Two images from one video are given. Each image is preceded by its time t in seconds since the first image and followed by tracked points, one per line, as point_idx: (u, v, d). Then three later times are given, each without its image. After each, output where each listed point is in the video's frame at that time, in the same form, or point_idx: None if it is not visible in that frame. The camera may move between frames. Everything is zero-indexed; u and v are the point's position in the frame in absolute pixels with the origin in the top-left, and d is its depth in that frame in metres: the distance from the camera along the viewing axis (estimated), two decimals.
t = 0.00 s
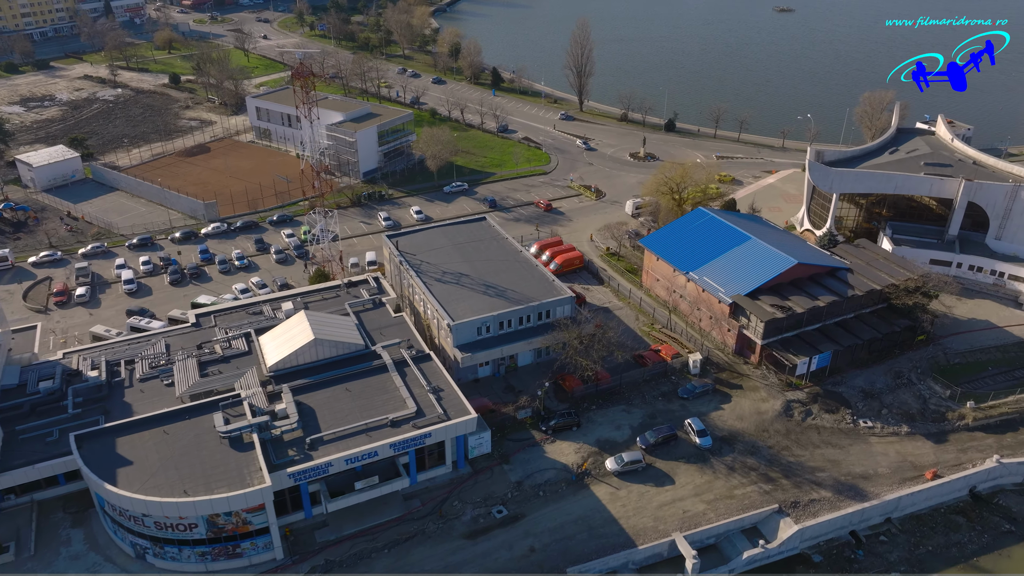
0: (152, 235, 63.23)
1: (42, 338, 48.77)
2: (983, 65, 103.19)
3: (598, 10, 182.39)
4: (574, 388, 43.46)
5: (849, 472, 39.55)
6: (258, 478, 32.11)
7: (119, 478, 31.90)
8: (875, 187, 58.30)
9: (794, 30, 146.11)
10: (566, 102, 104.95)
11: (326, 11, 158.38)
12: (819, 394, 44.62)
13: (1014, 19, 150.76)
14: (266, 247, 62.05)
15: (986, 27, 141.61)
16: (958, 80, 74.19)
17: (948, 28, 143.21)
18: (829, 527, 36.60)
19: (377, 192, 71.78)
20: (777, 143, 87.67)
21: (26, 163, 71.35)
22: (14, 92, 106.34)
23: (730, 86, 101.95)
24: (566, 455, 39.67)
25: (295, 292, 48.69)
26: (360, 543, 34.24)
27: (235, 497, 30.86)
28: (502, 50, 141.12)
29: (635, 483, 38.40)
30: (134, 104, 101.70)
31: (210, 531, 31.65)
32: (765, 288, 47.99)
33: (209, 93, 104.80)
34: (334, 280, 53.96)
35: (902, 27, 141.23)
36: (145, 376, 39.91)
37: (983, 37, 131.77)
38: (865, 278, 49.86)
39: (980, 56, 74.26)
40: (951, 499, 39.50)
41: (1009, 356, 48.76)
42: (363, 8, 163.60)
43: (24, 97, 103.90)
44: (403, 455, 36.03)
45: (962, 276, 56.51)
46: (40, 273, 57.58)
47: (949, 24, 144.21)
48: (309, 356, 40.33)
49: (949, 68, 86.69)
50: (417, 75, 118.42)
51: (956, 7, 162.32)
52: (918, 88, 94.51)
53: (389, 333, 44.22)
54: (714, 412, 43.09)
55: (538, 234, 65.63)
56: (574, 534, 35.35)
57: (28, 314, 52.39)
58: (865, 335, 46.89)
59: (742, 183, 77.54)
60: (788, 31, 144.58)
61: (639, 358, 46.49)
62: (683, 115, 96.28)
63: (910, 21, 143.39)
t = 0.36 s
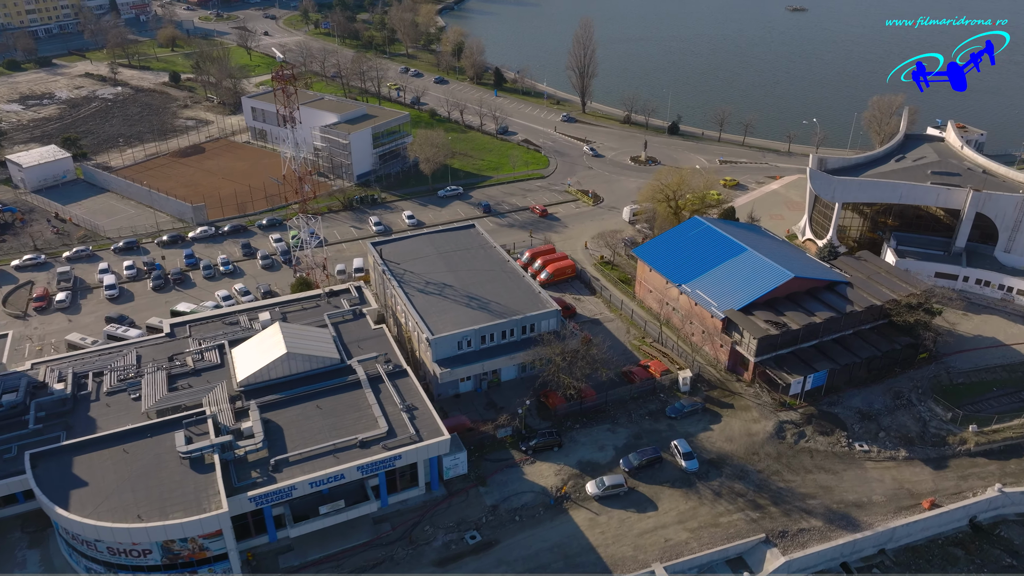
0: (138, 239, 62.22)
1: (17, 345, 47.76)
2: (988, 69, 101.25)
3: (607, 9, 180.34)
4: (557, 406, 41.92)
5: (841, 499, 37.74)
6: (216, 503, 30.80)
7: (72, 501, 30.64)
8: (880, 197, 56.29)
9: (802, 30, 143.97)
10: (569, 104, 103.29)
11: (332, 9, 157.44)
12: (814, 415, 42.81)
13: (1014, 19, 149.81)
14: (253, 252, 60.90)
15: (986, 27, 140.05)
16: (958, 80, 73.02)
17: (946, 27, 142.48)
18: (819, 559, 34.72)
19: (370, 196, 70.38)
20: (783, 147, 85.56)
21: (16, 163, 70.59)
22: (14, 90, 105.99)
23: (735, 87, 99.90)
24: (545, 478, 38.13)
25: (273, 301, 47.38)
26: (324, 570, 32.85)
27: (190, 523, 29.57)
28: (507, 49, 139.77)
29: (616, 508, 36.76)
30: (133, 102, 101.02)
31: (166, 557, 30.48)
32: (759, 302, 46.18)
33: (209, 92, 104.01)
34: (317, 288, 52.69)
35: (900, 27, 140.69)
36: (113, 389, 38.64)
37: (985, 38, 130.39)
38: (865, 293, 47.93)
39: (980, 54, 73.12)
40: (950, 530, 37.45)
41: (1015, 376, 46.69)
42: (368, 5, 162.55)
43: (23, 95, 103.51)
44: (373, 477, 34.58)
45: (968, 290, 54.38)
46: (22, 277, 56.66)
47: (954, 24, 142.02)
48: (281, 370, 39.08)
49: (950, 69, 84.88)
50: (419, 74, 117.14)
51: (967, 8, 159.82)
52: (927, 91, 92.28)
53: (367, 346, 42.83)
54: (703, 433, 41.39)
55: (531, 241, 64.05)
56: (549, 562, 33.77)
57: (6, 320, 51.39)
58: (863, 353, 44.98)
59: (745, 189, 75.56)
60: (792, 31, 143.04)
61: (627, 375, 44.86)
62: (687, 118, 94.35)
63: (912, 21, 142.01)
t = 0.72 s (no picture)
0: (123, 242, 61.18)
1: None
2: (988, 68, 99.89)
3: (616, 7, 178.31)
4: (538, 425, 40.36)
5: (831, 529, 35.94)
6: (168, 530, 29.54)
7: (20, 525, 29.45)
8: (883, 207, 54.29)
9: (811, 30, 141.66)
10: (571, 105, 101.63)
11: (337, 6, 156.43)
12: (806, 438, 40.99)
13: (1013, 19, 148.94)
14: (238, 257, 59.73)
15: (986, 28, 138.25)
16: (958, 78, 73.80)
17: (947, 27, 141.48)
18: None
19: (361, 199, 69.06)
20: (788, 152, 83.49)
21: (5, 163, 69.80)
22: (14, 87, 105.57)
23: (740, 89, 97.86)
24: (521, 502, 36.57)
25: (250, 310, 46.04)
26: None
27: (138, 552, 28.40)
28: (511, 49, 138.42)
29: (594, 535, 35.13)
30: (131, 101, 100.27)
31: None
32: (752, 318, 44.35)
33: (207, 91, 103.19)
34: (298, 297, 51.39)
35: (900, 27, 139.97)
36: (76, 404, 37.34)
37: (983, 38, 129.50)
38: (864, 309, 46.01)
39: (983, 50, 73.62)
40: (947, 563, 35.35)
41: (1020, 398, 44.64)
42: (373, 3, 161.42)
43: (22, 93, 103.06)
44: (338, 501, 33.16)
45: (973, 305, 52.28)
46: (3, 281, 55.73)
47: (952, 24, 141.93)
48: (250, 386, 37.76)
49: (952, 70, 82.76)
50: (420, 73, 115.85)
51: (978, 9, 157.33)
52: (935, 94, 90.16)
53: (342, 360, 41.40)
54: (689, 455, 39.72)
55: (523, 248, 62.49)
56: None
57: None
58: (860, 373, 43.10)
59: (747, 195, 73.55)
60: (797, 30, 141.23)
61: (613, 393, 43.23)
62: (691, 121, 92.41)
63: (914, 21, 140.60)
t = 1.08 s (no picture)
0: (106, 247, 60.10)
1: None
2: (990, 70, 98.55)
3: (623, 7, 176.40)
4: (514, 447, 38.72)
5: (818, 563, 34.13)
6: (113, 561, 28.29)
7: None
8: (883, 219, 52.33)
9: (818, 31, 139.59)
10: (571, 108, 99.97)
11: (340, 5, 155.39)
12: (796, 464, 39.18)
13: (1014, 19, 148.39)
14: (221, 264, 58.54)
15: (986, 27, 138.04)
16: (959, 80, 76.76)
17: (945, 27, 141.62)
18: None
19: (350, 204, 67.74)
20: (791, 158, 81.54)
21: None
22: (12, 86, 105.01)
23: (743, 92, 95.95)
24: (492, 529, 35.00)
25: (224, 322, 44.69)
26: None
27: None
28: (514, 50, 137.05)
29: (568, 567, 33.48)
30: (127, 101, 99.46)
31: None
32: (741, 336, 42.57)
33: (204, 91, 102.23)
34: (277, 308, 50.10)
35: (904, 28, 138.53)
36: (35, 421, 36.13)
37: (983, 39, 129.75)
38: (860, 327, 44.13)
39: (981, 52, 76.32)
40: None
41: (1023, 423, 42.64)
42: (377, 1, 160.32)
43: (19, 92, 102.44)
44: (298, 528, 31.76)
45: (977, 322, 50.28)
46: None
47: (948, 24, 142.89)
48: (215, 404, 36.41)
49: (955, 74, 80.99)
50: (421, 74, 114.40)
51: (987, 11, 155.23)
52: (942, 99, 88.18)
53: (313, 377, 39.97)
54: (671, 481, 38.04)
55: (513, 257, 60.93)
56: None
57: None
58: (854, 395, 41.26)
59: (746, 202, 71.59)
60: (803, 31, 139.32)
61: (595, 413, 41.58)
62: (692, 125, 90.57)
63: (915, 22, 139.27)
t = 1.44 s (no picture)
0: (88, 254, 59.07)
1: None
2: (1001, 75, 96.19)
3: (631, 8, 174.40)
4: (488, 471, 37.11)
5: None
6: None
7: None
8: (884, 233, 50.36)
9: (826, 33, 137.41)
10: (572, 112, 98.29)
11: (344, 5, 154.47)
12: (783, 493, 37.38)
13: (1013, 19, 148.38)
14: (204, 272, 57.38)
15: (985, 27, 138.06)
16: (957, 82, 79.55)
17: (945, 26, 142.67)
18: None
19: (339, 211, 66.40)
20: (794, 166, 79.54)
21: None
22: (10, 86, 104.59)
23: (747, 97, 93.95)
24: (460, 559, 33.44)
25: (195, 336, 43.34)
26: None
27: None
28: (516, 51, 135.61)
29: None
30: (123, 102, 98.76)
31: None
32: (729, 357, 40.81)
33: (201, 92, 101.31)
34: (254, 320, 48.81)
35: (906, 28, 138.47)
36: None
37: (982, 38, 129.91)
38: (854, 348, 42.22)
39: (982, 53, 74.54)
40: None
41: None
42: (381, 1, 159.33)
43: (16, 92, 101.95)
44: (253, 559, 30.36)
45: (980, 342, 48.22)
46: None
47: (951, 23, 142.82)
48: (176, 424, 35.06)
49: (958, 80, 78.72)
50: (421, 76, 113.08)
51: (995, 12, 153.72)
52: (950, 105, 86.04)
53: (282, 396, 38.56)
54: (651, 510, 36.36)
55: (502, 267, 59.35)
56: None
57: None
58: (846, 420, 39.39)
59: (744, 211, 69.65)
60: (811, 33, 137.12)
61: (576, 436, 39.96)
62: (694, 130, 88.67)
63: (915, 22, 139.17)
